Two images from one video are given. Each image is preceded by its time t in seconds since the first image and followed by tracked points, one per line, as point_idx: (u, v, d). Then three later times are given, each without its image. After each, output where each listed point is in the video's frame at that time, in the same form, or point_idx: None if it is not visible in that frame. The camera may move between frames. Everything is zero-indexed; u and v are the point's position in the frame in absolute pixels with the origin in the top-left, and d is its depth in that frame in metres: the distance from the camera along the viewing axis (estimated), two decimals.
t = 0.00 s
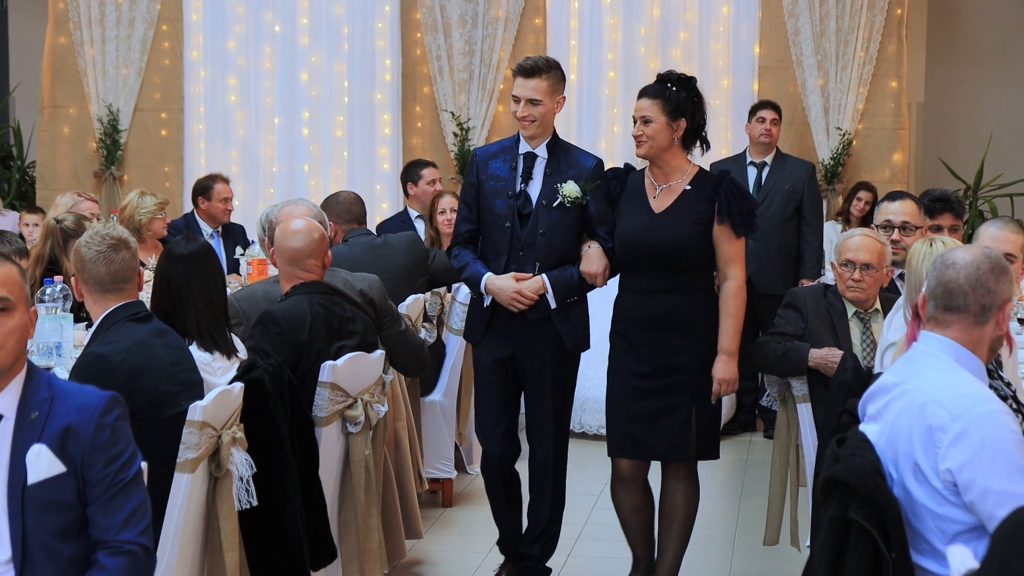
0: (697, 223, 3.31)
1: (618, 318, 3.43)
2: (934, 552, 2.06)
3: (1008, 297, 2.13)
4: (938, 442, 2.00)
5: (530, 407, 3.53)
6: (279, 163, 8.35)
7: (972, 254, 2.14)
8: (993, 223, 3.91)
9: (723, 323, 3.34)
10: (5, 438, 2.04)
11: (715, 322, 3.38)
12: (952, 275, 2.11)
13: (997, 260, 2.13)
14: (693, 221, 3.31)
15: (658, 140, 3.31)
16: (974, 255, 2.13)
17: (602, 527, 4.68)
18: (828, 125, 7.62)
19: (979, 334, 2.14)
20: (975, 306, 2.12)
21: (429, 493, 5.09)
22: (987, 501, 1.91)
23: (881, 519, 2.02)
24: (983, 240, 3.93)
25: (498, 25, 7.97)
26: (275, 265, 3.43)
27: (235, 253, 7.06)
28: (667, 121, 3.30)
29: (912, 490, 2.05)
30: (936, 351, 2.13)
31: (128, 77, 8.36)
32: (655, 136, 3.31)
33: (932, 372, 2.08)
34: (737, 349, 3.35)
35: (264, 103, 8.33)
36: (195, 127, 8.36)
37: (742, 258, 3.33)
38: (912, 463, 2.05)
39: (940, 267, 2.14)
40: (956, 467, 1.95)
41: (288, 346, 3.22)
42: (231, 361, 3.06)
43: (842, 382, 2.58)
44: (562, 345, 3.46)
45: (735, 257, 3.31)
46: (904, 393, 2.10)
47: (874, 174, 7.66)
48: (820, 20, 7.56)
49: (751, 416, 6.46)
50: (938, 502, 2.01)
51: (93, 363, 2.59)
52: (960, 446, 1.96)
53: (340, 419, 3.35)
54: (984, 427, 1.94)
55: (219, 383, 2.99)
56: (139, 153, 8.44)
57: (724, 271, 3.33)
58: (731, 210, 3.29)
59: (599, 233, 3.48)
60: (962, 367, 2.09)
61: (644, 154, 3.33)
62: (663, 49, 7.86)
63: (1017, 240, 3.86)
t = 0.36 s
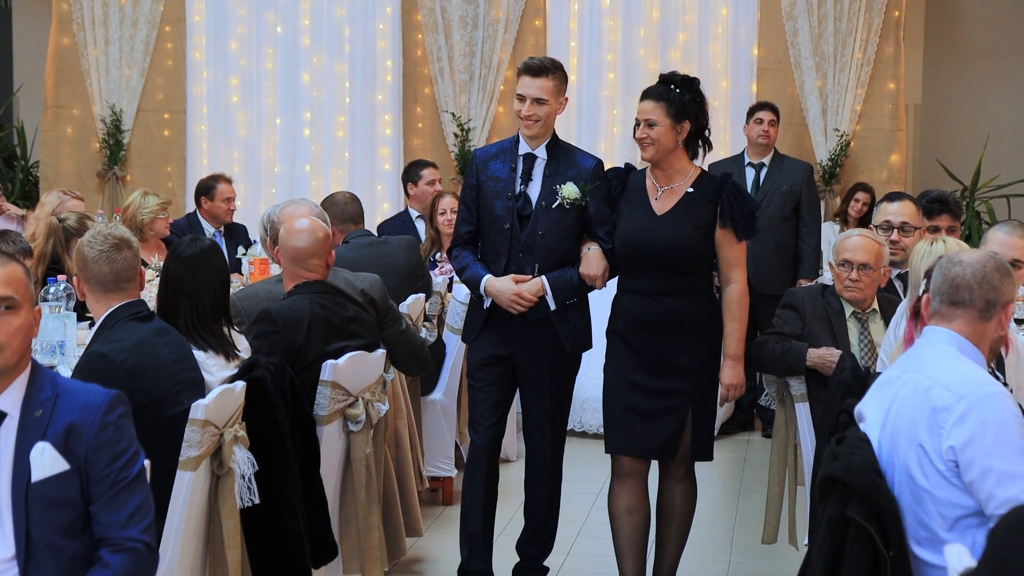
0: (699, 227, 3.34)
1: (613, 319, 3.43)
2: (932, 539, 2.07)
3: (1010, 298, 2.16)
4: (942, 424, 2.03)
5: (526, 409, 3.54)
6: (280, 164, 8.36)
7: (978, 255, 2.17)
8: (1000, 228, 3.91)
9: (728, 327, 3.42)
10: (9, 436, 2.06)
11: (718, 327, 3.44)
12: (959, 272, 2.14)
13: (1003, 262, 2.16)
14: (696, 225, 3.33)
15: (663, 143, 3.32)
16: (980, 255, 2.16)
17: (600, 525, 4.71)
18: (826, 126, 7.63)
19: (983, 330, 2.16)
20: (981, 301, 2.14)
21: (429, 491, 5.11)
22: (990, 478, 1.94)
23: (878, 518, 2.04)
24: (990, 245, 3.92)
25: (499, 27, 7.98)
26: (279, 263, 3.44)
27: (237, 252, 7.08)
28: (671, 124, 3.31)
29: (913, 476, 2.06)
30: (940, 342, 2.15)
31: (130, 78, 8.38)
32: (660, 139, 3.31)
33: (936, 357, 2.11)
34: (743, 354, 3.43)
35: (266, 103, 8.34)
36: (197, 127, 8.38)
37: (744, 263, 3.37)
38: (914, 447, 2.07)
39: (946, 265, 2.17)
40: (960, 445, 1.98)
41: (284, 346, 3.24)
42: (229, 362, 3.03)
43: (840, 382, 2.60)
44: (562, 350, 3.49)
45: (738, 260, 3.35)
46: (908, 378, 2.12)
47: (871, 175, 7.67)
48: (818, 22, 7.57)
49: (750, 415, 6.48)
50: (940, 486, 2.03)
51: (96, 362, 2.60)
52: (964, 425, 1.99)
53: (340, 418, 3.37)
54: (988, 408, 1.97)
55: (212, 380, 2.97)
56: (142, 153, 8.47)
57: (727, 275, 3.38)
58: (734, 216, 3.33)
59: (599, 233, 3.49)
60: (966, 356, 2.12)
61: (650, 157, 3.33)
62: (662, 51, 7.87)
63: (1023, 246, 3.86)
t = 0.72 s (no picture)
0: (696, 230, 3.34)
1: (613, 321, 3.42)
2: (936, 538, 2.07)
3: (1014, 297, 2.16)
4: (947, 422, 2.03)
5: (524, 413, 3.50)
6: (283, 163, 8.36)
7: (982, 254, 2.16)
8: (986, 226, 3.92)
9: (722, 330, 3.38)
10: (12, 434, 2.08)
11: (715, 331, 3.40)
12: (962, 272, 2.13)
13: (1006, 261, 2.16)
14: (693, 229, 3.34)
15: (662, 144, 3.32)
16: (983, 255, 2.15)
17: (602, 524, 4.72)
18: (829, 126, 7.62)
19: (986, 329, 2.16)
20: (984, 301, 2.14)
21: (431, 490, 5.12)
22: (994, 478, 1.95)
23: (881, 518, 2.04)
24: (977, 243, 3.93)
25: (501, 26, 8.01)
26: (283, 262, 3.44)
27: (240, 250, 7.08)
28: (670, 126, 3.31)
29: (917, 475, 2.06)
30: (944, 341, 2.16)
31: (133, 76, 8.38)
32: (658, 141, 3.32)
33: (940, 357, 2.12)
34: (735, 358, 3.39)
35: (268, 102, 8.33)
36: (200, 126, 8.38)
37: (741, 265, 3.39)
38: (918, 446, 2.07)
39: (949, 266, 2.16)
40: (964, 445, 1.99)
41: (288, 345, 3.24)
42: (233, 360, 3.06)
43: (842, 381, 2.60)
44: (557, 352, 3.44)
45: (735, 263, 3.37)
46: (913, 377, 2.13)
47: (874, 174, 7.66)
48: (820, 22, 7.56)
49: (752, 415, 6.49)
50: (945, 484, 2.03)
51: (98, 360, 2.61)
52: (969, 423, 1.99)
53: (343, 417, 3.37)
54: (992, 406, 1.98)
55: (218, 379, 3.02)
56: (145, 152, 8.47)
57: (724, 279, 3.39)
58: (732, 218, 3.34)
59: (594, 234, 3.45)
60: (969, 354, 2.12)
61: (649, 159, 3.34)
62: (665, 50, 7.87)
63: (1012, 242, 3.87)
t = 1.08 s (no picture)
0: (702, 229, 3.34)
1: (617, 325, 3.42)
2: (950, 545, 2.07)
3: None
4: (960, 431, 2.02)
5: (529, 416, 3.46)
6: (297, 163, 8.36)
7: (997, 256, 2.16)
8: (996, 224, 3.81)
9: (726, 331, 3.37)
10: (29, 431, 2.10)
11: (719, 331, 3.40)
12: (979, 273, 2.14)
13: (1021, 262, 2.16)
14: (698, 228, 3.34)
15: (667, 143, 3.31)
16: (999, 256, 2.16)
17: (613, 525, 4.72)
18: (843, 126, 7.62)
19: (1002, 332, 2.16)
20: (1000, 304, 2.14)
21: (444, 490, 5.13)
22: (1007, 488, 1.94)
23: (896, 519, 2.04)
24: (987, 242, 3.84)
25: (514, 26, 8.02)
26: (296, 262, 3.45)
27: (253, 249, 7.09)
28: (674, 125, 3.30)
29: (930, 482, 2.06)
30: (958, 346, 2.15)
31: (148, 76, 8.40)
32: (663, 140, 3.31)
33: (953, 364, 2.11)
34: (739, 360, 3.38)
35: (282, 102, 8.34)
36: (214, 125, 8.38)
37: (746, 265, 3.37)
38: (931, 453, 2.07)
39: (966, 266, 2.16)
40: (977, 454, 1.98)
41: (304, 347, 3.25)
42: (250, 359, 3.09)
43: (855, 382, 2.59)
44: (564, 354, 3.42)
45: (740, 263, 3.35)
46: (925, 384, 2.12)
47: (888, 175, 7.66)
48: (835, 22, 7.56)
49: (765, 416, 6.48)
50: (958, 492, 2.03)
51: (114, 358, 2.62)
52: (981, 433, 1.98)
53: (357, 416, 3.38)
54: (1005, 416, 1.97)
55: (236, 380, 3.04)
56: (159, 151, 8.49)
57: (728, 279, 3.39)
58: (737, 216, 3.32)
59: (598, 234, 3.44)
60: (983, 361, 2.11)
61: (653, 158, 3.33)
62: (678, 50, 7.82)
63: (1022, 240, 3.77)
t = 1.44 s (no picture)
0: (697, 226, 3.32)
1: (613, 326, 3.42)
2: (951, 553, 2.08)
3: None
4: (959, 444, 2.03)
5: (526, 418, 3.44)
6: (299, 162, 8.35)
7: (998, 258, 2.16)
8: (1006, 228, 3.72)
9: (720, 329, 3.35)
10: (31, 431, 2.10)
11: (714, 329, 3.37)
12: (980, 277, 2.13)
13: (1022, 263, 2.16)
14: (693, 224, 3.32)
15: (663, 141, 3.29)
16: (1000, 258, 2.16)
17: (615, 525, 4.72)
18: (845, 127, 7.65)
19: (1003, 337, 2.16)
20: (1000, 309, 2.14)
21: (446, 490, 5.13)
22: (1009, 501, 1.96)
23: (899, 520, 2.04)
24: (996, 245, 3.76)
25: (517, 26, 8.02)
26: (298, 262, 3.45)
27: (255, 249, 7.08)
28: (670, 122, 3.28)
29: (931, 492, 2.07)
30: (958, 352, 2.16)
31: (150, 76, 8.40)
32: (659, 138, 3.29)
33: (951, 375, 2.11)
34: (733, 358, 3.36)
35: (285, 102, 8.34)
36: (216, 125, 8.38)
37: (741, 263, 3.35)
38: (932, 464, 2.07)
39: (966, 269, 2.16)
40: (978, 469, 1.99)
41: (307, 347, 3.24)
42: (252, 359, 3.09)
43: (858, 382, 2.59)
44: (560, 354, 3.40)
45: (734, 260, 3.33)
46: (923, 394, 2.12)
47: (890, 175, 7.68)
48: (837, 22, 7.57)
49: (768, 416, 6.49)
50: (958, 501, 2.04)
51: (117, 358, 2.62)
52: (982, 447, 1.99)
53: (359, 416, 3.38)
54: (1006, 429, 1.98)
55: (239, 380, 3.03)
56: (160, 151, 8.48)
57: (723, 277, 3.36)
58: (732, 212, 3.31)
59: (593, 233, 3.45)
60: (983, 369, 2.11)
61: (648, 156, 3.30)
62: (680, 49, 7.79)
63: None
